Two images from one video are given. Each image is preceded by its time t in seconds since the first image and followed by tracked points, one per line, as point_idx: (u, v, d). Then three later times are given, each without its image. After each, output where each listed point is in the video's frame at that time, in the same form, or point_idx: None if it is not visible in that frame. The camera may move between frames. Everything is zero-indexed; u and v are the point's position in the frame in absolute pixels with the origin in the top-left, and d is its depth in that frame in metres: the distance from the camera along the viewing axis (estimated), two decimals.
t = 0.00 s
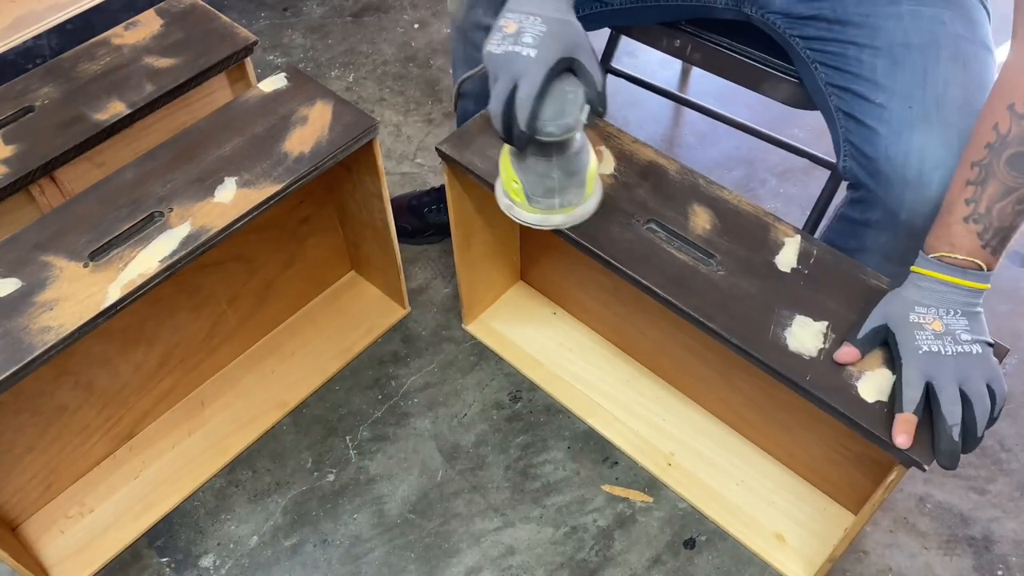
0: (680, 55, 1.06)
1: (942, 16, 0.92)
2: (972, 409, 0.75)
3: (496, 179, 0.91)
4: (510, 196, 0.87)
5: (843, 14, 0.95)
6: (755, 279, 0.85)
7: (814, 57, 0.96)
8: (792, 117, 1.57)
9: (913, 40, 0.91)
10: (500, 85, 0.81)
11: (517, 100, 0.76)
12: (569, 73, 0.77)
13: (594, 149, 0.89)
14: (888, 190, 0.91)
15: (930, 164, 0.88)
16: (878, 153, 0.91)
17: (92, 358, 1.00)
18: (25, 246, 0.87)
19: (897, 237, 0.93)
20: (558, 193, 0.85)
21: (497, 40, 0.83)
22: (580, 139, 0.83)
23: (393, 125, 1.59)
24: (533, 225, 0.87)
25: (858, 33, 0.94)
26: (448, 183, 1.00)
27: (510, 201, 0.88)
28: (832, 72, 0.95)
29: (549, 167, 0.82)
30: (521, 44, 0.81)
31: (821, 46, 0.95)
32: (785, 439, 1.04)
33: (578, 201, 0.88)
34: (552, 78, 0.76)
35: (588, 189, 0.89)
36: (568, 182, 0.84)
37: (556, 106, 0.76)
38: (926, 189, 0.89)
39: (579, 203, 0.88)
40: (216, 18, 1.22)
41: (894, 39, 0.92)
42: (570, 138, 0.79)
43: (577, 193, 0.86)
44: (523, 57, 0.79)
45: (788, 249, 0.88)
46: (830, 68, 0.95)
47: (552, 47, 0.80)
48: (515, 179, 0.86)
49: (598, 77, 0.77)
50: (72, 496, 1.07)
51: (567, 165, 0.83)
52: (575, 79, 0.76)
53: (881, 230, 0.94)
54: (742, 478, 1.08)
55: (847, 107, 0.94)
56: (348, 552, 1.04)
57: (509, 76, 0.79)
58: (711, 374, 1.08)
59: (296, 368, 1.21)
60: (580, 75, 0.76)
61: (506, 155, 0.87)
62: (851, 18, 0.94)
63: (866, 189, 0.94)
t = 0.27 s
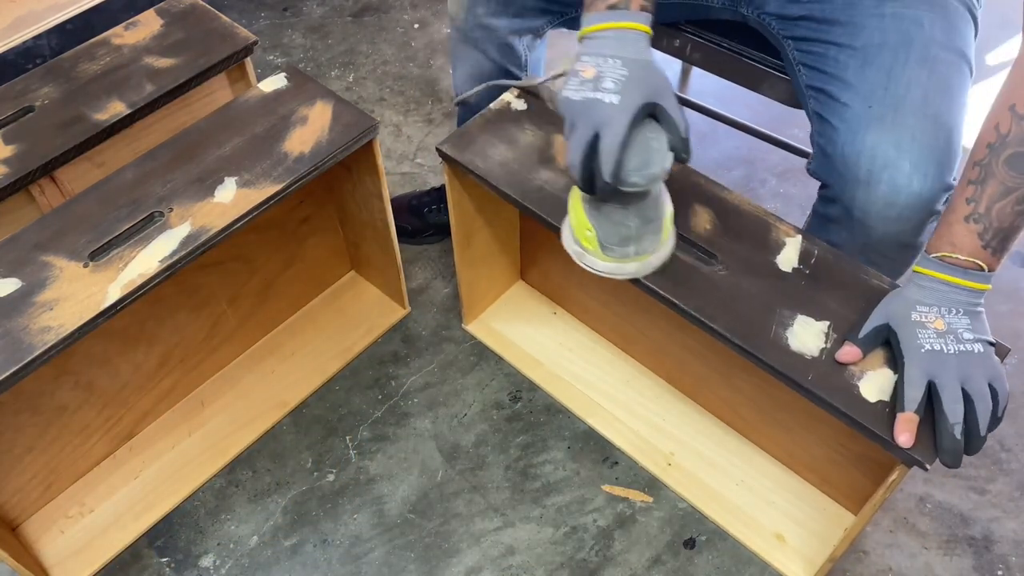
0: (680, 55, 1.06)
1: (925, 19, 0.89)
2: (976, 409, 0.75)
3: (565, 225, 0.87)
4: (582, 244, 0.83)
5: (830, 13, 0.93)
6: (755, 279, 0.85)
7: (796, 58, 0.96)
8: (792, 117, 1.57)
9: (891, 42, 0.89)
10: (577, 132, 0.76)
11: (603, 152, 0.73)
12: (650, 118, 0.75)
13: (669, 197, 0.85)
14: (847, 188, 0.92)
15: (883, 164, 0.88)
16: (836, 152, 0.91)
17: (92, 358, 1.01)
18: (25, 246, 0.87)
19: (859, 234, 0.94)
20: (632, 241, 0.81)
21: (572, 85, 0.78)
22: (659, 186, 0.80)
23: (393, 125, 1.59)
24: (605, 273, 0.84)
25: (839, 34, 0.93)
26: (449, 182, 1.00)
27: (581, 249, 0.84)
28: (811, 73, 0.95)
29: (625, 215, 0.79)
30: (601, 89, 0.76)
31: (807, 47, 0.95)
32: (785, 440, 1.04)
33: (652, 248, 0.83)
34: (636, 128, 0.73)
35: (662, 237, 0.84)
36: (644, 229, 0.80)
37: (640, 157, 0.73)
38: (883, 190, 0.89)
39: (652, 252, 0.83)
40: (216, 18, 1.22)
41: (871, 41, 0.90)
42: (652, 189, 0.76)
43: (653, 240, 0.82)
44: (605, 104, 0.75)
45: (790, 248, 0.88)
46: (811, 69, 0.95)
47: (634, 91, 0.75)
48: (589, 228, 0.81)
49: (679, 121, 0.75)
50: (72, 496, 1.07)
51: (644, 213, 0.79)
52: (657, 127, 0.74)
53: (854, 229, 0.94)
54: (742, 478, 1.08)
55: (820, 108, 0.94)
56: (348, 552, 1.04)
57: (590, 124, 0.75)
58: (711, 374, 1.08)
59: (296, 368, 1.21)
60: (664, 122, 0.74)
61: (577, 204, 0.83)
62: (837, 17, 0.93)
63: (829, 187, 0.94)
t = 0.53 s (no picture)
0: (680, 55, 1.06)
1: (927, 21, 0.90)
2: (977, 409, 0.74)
3: (593, 232, 0.87)
4: (610, 251, 0.83)
5: (832, 15, 0.93)
6: (755, 279, 0.85)
7: (796, 57, 0.96)
8: (792, 117, 1.57)
9: (894, 44, 0.90)
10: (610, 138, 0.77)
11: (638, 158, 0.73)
12: (683, 126, 0.75)
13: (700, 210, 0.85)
14: (853, 190, 0.92)
15: (894, 166, 0.88)
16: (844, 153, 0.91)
17: (92, 358, 1.00)
18: (25, 246, 0.87)
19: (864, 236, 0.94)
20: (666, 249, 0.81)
21: (604, 93, 0.79)
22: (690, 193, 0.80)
23: (393, 125, 1.59)
24: (634, 281, 0.83)
25: (841, 35, 0.93)
26: (450, 182, 1.00)
27: (610, 257, 0.83)
28: (812, 73, 0.95)
29: (656, 222, 0.78)
30: (635, 96, 0.77)
31: (807, 48, 0.95)
32: (785, 440, 1.04)
33: (683, 256, 0.83)
34: (671, 134, 0.74)
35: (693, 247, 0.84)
36: (676, 237, 0.80)
37: (674, 162, 0.73)
38: (893, 192, 0.89)
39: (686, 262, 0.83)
40: (216, 18, 1.22)
41: (875, 42, 0.91)
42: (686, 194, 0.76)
43: (684, 248, 0.82)
44: (640, 112, 0.75)
45: (791, 248, 0.88)
46: (813, 69, 0.95)
47: (668, 98, 0.77)
48: (618, 234, 0.81)
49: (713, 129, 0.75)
50: (72, 496, 1.07)
51: (676, 220, 0.79)
52: (690, 134, 0.74)
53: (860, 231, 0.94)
54: (742, 478, 1.08)
55: (824, 108, 0.94)
56: (348, 552, 1.04)
57: (624, 131, 0.75)
58: (711, 373, 1.08)
59: (296, 368, 1.21)
60: (697, 129, 0.74)
61: (606, 209, 0.83)
62: (839, 19, 0.93)
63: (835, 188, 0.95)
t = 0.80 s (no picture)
0: (680, 55, 1.06)
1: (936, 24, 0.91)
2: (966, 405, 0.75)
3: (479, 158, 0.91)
4: (484, 172, 0.87)
5: (837, 17, 0.94)
6: (754, 279, 0.85)
7: (806, 58, 0.95)
8: (792, 117, 1.57)
9: (906, 46, 0.90)
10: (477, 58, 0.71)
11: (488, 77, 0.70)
12: (546, 58, 0.69)
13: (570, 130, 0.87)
14: (880, 196, 0.90)
15: (924, 172, 0.87)
16: (867, 157, 0.90)
17: (92, 359, 1.00)
18: (25, 246, 0.87)
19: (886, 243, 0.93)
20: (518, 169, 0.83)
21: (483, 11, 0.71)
22: (554, 123, 0.79)
23: (393, 125, 1.59)
24: (501, 203, 0.85)
25: (852, 37, 0.93)
26: (448, 183, 1.00)
27: (483, 177, 0.87)
28: (824, 74, 0.94)
29: (515, 147, 0.80)
30: (503, 24, 0.68)
31: (815, 49, 0.95)
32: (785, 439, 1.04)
33: (546, 186, 0.85)
34: (527, 60, 0.69)
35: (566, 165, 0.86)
36: (537, 164, 0.82)
37: (524, 88, 0.71)
38: (924, 198, 0.88)
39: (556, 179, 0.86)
40: (216, 18, 1.22)
41: (887, 45, 0.91)
42: (541, 120, 0.76)
43: (545, 176, 0.83)
44: (500, 35, 0.68)
45: (788, 249, 0.88)
46: (823, 71, 0.94)
47: (537, 28, 0.68)
48: (488, 155, 0.85)
49: (571, 61, 0.72)
50: (72, 496, 1.07)
51: (537, 149, 0.80)
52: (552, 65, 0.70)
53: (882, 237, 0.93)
54: (742, 479, 1.08)
55: (840, 110, 0.93)
56: (348, 552, 1.04)
57: (484, 56, 0.70)
58: (711, 373, 1.08)
59: (295, 369, 1.21)
60: (558, 63, 0.70)
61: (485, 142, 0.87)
62: (845, 21, 0.93)
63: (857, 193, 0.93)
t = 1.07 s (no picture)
0: (680, 55, 1.06)
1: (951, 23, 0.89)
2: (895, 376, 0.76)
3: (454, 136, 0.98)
4: (455, 149, 0.95)
5: (846, 19, 0.93)
6: (754, 279, 0.85)
7: (818, 62, 0.94)
8: (792, 118, 1.57)
9: (922, 49, 0.89)
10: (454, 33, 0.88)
11: (454, 57, 0.83)
12: (510, 42, 0.84)
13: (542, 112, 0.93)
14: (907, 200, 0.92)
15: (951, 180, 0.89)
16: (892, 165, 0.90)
17: (92, 359, 1.00)
18: (24, 246, 0.87)
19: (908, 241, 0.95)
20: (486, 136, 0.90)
21: None
22: (519, 101, 0.87)
23: (393, 124, 1.59)
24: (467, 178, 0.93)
25: (865, 40, 0.92)
26: (448, 184, 1.00)
27: (454, 154, 0.95)
28: (837, 78, 0.94)
29: (482, 125, 0.88)
30: (478, 4, 0.86)
31: (824, 52, 0.94)
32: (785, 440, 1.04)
33: (511, 168, 0.92)
34: (493, 44, 0.83)
35: (534, 148, 0.93)
36: (501, 145, 0.90)
37: (486, 69, 0.83)
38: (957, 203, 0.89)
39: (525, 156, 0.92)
40: (216, 18, 1.22)
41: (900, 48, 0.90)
42: (507, 103, 0.85)
43: (510, 159, 0.91)
44: (474, 17, 0.86)
45: (789, 249, 0.88)
46: (836, 73, 0.94)
47: (504, 14, 0.85)
48: (459, 132, 0.93)
49: (536, 49, 0.85)
50: (72, 496, 1.07)
51: (502, 127, 0.88)
52: (518, 48, 0.84)
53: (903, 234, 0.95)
54: (742, 479, 1.08)
55: (859, 113, 0.93)
56: (348, 552, 1.04)
57: (458, 34, 0.87)
58: (711, 373, 1.08)
59: (296, 369, 1.21)
60: (525, 46, 0.85)
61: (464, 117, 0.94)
62: (855, 24, 0.92)
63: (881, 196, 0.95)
